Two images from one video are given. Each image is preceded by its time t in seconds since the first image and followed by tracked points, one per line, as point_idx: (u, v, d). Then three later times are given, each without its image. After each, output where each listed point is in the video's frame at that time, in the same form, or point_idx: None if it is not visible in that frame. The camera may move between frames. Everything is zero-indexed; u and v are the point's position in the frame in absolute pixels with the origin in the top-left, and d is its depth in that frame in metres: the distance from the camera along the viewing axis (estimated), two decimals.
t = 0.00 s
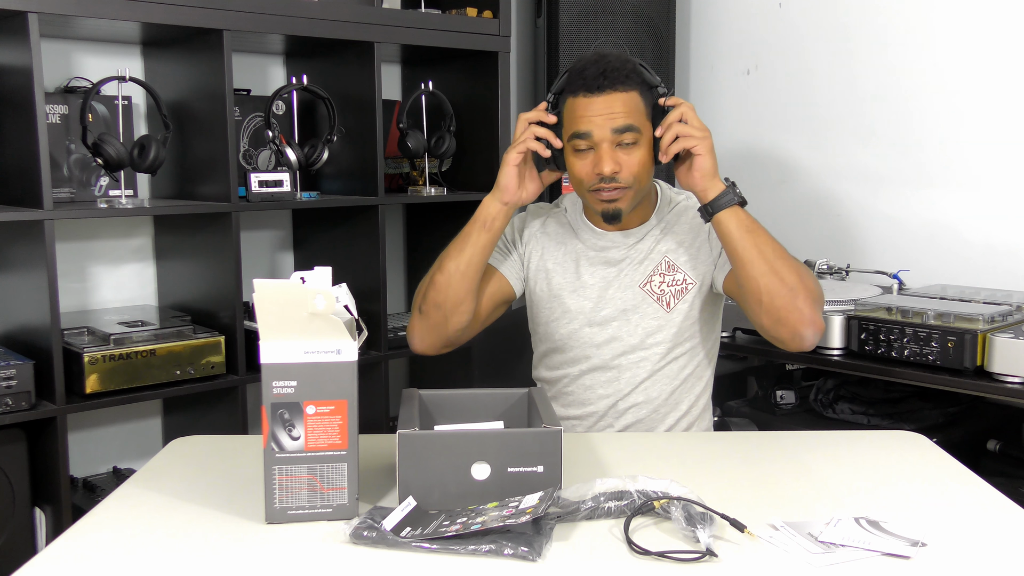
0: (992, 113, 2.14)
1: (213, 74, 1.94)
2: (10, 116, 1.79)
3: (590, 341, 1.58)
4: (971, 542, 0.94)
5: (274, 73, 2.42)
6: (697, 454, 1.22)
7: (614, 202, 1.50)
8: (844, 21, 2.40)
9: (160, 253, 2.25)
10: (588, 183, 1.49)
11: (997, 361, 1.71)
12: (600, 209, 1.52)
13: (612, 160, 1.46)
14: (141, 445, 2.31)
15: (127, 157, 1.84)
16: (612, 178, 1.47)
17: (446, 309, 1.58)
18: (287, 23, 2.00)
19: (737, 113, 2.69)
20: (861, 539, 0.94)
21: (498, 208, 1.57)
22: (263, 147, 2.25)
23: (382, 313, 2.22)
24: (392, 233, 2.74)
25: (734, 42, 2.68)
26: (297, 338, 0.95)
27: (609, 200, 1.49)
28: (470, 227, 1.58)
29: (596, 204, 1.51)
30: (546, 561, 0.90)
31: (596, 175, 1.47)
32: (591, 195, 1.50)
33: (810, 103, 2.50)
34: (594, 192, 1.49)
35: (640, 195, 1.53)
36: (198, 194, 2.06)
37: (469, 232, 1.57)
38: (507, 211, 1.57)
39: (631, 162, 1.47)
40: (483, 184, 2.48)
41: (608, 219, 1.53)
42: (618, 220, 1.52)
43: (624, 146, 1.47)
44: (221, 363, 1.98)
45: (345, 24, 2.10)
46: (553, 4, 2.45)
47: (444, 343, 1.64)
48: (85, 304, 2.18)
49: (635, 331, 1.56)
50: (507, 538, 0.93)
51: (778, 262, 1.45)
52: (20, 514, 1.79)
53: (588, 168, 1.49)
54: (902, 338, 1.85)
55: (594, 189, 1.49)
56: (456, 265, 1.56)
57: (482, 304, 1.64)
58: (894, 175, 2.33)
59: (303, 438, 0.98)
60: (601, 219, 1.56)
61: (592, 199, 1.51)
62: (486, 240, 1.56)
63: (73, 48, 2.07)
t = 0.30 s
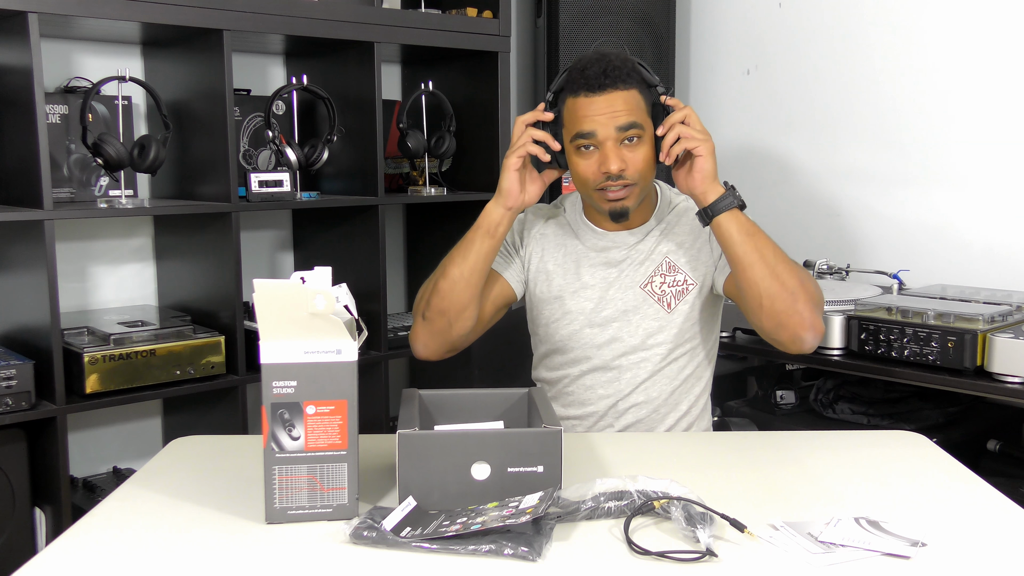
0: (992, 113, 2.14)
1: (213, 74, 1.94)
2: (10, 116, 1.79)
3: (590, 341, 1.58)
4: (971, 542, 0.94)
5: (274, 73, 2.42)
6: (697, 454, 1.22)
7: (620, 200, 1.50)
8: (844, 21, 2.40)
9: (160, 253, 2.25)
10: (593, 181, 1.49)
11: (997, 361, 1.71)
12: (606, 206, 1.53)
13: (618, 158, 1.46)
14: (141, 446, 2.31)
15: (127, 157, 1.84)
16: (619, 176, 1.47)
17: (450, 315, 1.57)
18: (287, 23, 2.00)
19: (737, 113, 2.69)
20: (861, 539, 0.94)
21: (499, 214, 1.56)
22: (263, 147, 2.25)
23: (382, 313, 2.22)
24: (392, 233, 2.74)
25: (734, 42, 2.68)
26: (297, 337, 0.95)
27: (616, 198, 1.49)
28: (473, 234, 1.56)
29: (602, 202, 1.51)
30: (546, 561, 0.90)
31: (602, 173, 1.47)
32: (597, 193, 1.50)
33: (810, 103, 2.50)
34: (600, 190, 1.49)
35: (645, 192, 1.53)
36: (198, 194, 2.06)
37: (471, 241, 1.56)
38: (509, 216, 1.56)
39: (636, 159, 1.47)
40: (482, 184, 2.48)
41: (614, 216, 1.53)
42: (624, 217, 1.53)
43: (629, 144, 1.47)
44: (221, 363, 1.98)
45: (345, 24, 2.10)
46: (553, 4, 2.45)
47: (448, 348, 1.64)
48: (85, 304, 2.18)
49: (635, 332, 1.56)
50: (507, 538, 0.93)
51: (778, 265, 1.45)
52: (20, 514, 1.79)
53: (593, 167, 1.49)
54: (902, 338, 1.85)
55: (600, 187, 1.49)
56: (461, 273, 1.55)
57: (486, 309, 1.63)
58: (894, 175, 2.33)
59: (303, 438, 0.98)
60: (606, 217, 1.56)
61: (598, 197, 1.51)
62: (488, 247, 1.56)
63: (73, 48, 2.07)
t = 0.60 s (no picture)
0: (992, 113, 2.14)
1: (213, 74, 1.94)
2: (10, 116, 1.79)
3: (589, 341, 1.58)
4: (971, 542, 0.94)
5: (274, 73, 2.42)
6: (697, 454, 1.22)
7: (613, 202, 1.50)
8: (844, 21, 2.40)
9: (160, 253, 2.25)
10: (587, 183, 1.49)
11: (997, 361, 1.71)
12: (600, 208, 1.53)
13: (612, 161, 1.46)
14: (141, 446, 2.31)
15: (127, 157, 1.84)
16: (613, 179, 1.47)
17: (451, 321, 1.57)
18: (287, 23, 2.00)
19: (737, 113, 2.69)
20: (861, 539, 0.94)
21: (498, 217, 1.56)
22: (263, 147, 2.25)
23: (382, 313, 2.22)
24: (392, 233, 2.74)
25: (734, 42, 2.68)
26: (297, 337, 0.95)
27: (609, 201, 1.49)
28: (472, 239, 1.56)
29: (595, 204, 1.51)
30: (546, 561, 0.90)
31: (596, 176, 1.47)
32: (591, 195, 1.50)
33: (810, 103, 2.50)
34: (594, 192, 1.49)
35: (639, 195, 1.53)
36: (198, 194, 2.06)
37: (470, 244, 1.56)
38: (508, 217, 1.57)
39: (631, 162, 1.47)
40: (482, 184, 2.48)
41: (607, 219, 1.53)
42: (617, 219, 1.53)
43: (624, 147, 1.47)
44: (221, 363, 1.98)
45: (345, 24, 2.10)
46: (554, 4, 2.45)
47: (452, 354, 1.63)
48: (85, 304, 2.18)
49: (634, 331, 1.56)
50: (507, 538, 0.93)
51: (777, 266, 1.45)
52: (20, 514, 1.79)
53: (587, 169, 1.49)
54: (902, 338, 1.85)
55: (594, 189, 1.49)
56: (461, 278, 1.55)
57: (488, 313, 1.63)
58: (894, 175, 2.33)
59: (303, 438, 0.98)
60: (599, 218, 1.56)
61: (591, 199, 1.51)
62: (487, 250, 1.56)
63: (73, 48, 2.07)
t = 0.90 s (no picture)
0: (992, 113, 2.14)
1: (213, 74, 1.94)
2: (9, 116, 1.79)
3: (588, 340, 1.58)
4: (971, 542, 0.94)
5: (274, 73, 2.42)
6: (697, 454, 1.22)
7: (608, 198, 1.50)
8: (844, 21, 2.40)
9: (160, 253, 2.25)
10: (582, 178, 1.50)
11: (997, 361, 1.71)
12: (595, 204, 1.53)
13: (607, 156, 1.47)
14: (141, 446, 2.31)
15: (127, 157, 1.84)
16: (608, 173, 1.48)
17: (451, 319, 1.57)
18: (287, 23, 2.00)
19: (737, 113, 2.70)
20: (861, 539, 0.94)
21: (499, 216, 1.56)
22: (263, 147, 2.25)
23: (382, 313, 2.22)
24: (392, 233, 2.74)
25: (734, 42, 2.68)
26: (298, 337, 0.95)
27: (604, 196, 1.50)
28: (473, 237, 1.56)
29: (590, 199, 1.52)
30: (546, 561, 0.90)
31: (591, 170, 1.48)
32: (586, 190, 1.51)
33: (810, 103, 2.50)
34: (589, 187, 1.50)
35: (636, 191, 1.53)
36: (198, 194, 2.06)
37: (470, 242, 1.56)
38: (509, 217, 1.57)
39: (626, 158, 1.48)
40: (482, 184, 2.48)
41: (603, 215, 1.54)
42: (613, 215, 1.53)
43: (619, 142, 1.48)
44: (221, 363, 1.98)
45: (345, 24, 2.10)
46: (553, 4, 2.45)
47: (452, 352, 1.63)
48: (85, 304, 2.18)
49: (632, 329, 1.56)
50: (507, 538, 0.93)
51: (771, 266, 1.45)
52: (20, 515, 1.79)
53: (583, 164, 1.50)
54: (902, 338, 1.85)
55: (588, 184, 1.50)
56: (461, 276, 1.55)
57: (488, 310, 1.63)
58: (894, 175, 2.33)
59: (303, 438, 0.98)
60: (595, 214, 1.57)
61: (587, 194, 1.52)
62: (488, 248, 1.56)
63: (73, 48, 2.07)
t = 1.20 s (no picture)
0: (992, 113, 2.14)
1: (213, 74, 1.94)
2: (9, 115, 1.79)
3: (588, 340, 1.58)
4: (971, 542, 0.94)
5: (274, 73, 2.42)
6: (697, 454, 1.22)
7: (608, 201, 1.51)
8: (844, 21, 2.40)
9: (160, 253, 2.25)
10: (583, 182, 1.50)
11: (997, 361, 1.71)
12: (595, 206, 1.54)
13: (607, 161, 1.47)
14: (141, 445, 2.31)
15: (127, 157, 1.84)
16: (608, 178, 1.48)
17: (451, 317, 1.57)
18: (287, 23, 2.00)
19: (737, 113, 2.69)
20: (861, 539, 0.94)
21: (499, 213, 1.56)
22: (263, 147, 2.25)
23: (382, 313, 2.22)
24: (392, 233, 2.74)
25: (734, 42, 2.68)
26: (298, 337, 0.95)
27: (604, 200, 1.50)
28: (472, 235, 1.56)
29: (590, 202, 1.53)
30: (546, 561, 0.90)
31: (592, 175, 1.48)
32: (586, 193, 1.51)
33: (810, 103, 2.50)
34: (589, 191, 1.50)
35: (636, 193, 1.53)
36: (198, 194, 2.06)
37: (470, 241, 1.56)
38: (509, 214, 1.56)
39: (627, 162, 1.48)
40: (482, 184, 2.48)
41: (603, 217, 1.54)
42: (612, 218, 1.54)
43: (620, 146, 1.48)
44: (221, 363, 1.98)
45: (345, 24, 2.10)
46: (553, 4, 2.45)
47: (452, 351, 1.63)
48: (85, 304, 2.18)
49: (632, 329, 1.56)
50: (507, 538, 0.93)
51: (773, 267, 1.45)
52: (20, 515, 1.79)
53: (583, 167, 1.50)
54: (902, 338, 1.85)
55: (589, 188, 1.50)
56: (460, 274, 1.55)
57: (488, 309, 1.63)
58: (893, 176, 2.33)
59: (303, 438, 0.98)
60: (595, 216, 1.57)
61: (587, 197, 1.52)
62: (488, 246, 1.56)
63: (74, 48, 2.07)
